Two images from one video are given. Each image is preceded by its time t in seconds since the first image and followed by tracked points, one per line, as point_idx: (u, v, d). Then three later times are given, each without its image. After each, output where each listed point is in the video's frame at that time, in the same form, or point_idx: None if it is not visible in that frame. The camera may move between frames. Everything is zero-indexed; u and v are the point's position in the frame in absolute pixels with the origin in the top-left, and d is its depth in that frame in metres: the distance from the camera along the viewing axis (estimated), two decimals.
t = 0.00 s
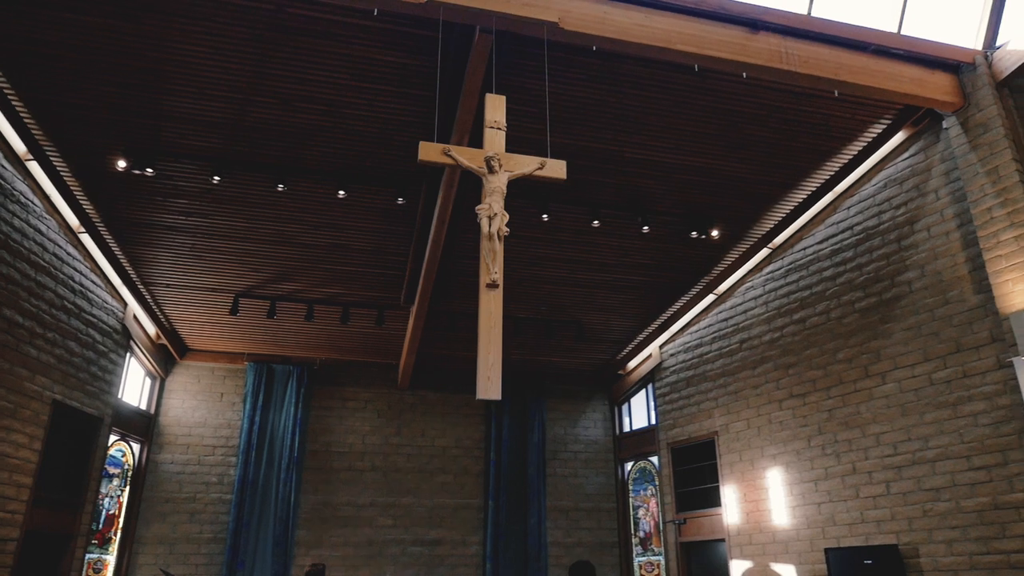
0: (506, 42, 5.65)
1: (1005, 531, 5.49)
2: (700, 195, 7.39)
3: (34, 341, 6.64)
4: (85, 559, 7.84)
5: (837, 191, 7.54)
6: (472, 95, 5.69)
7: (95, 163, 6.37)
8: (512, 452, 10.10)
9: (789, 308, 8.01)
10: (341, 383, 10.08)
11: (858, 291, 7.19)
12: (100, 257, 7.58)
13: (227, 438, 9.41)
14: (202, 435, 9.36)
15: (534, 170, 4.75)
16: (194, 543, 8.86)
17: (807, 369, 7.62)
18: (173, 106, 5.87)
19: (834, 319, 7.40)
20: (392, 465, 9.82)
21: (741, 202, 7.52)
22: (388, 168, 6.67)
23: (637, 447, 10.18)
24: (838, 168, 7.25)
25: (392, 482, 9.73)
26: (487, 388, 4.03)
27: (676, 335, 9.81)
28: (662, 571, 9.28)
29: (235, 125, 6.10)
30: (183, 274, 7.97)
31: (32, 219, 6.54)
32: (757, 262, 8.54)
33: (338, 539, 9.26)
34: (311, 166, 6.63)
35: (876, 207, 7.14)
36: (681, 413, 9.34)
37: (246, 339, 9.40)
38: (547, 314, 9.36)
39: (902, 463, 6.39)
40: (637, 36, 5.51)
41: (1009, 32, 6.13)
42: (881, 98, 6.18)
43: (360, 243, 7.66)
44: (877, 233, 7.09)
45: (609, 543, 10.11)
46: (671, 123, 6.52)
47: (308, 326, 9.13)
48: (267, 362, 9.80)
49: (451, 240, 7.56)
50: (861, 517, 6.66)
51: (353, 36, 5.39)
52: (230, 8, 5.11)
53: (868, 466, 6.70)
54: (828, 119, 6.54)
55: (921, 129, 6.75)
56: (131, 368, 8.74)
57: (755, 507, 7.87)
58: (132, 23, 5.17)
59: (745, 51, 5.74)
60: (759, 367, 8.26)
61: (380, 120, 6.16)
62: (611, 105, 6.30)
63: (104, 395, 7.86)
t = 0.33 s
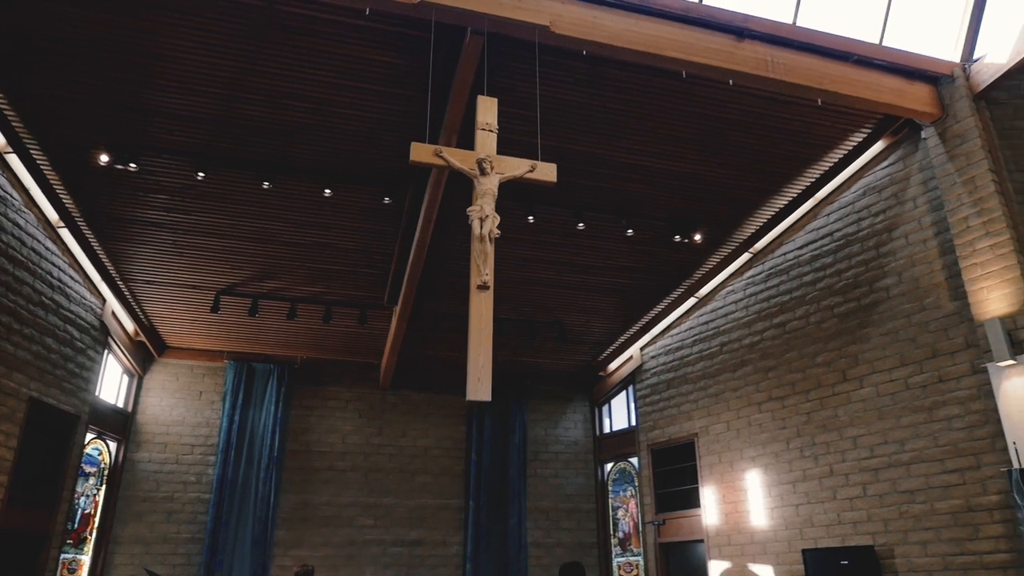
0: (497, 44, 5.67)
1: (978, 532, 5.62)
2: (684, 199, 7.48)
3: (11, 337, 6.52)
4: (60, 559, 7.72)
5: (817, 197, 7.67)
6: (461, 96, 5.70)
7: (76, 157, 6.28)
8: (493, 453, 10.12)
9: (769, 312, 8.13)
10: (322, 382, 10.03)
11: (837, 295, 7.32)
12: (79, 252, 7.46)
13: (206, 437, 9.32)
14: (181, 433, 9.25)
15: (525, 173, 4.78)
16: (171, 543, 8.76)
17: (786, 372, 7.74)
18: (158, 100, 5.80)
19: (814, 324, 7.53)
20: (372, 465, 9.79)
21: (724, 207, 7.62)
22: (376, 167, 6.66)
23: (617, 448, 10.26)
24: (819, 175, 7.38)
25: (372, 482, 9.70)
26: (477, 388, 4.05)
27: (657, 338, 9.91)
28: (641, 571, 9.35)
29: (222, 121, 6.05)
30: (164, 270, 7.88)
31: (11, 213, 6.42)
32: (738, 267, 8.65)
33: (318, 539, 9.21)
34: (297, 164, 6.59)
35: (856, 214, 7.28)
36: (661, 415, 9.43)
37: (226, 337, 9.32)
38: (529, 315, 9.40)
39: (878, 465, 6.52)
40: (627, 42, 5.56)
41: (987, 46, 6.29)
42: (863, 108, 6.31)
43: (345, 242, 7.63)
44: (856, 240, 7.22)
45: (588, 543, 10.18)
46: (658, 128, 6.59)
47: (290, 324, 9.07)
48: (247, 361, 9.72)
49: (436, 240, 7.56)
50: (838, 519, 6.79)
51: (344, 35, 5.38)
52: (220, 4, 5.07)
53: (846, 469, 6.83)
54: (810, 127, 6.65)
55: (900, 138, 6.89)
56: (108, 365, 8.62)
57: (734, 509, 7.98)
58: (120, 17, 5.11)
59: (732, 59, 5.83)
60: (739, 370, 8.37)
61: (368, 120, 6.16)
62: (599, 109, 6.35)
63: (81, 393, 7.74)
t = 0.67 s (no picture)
0: (487, 48, 5.68)
1: (952, 535, 5.74)
2: (668, 205, 7.55)
3: None
4: (34, 560, 7.59)
5: (799, 205, 7.79)
6: (451, 98, 5.70)
7: (58, 153, 6.17)
8: (474, 454, 10.13)
9: (749, 316, 8.24)
10: (302, 382, 9.96)
11: (817, 301, 7.44)
12: (58, 248, 7.34)
13: (184, 436, 9.21)
14: (159, 433, 9.14)
15: (515, 176, 4.80)
16: (148, 544, 8.65)
17: (766, 377, 7.85)
18: (143, 96, 5.73)
19: (794, 329, 7.65)
20: (353, 466, 9.74)
21: (708, 213, 7.71)
22: (362, 167, 6.64)
23: (598, 450, 10.31)
24: (801, 183, 7.49)
25: (353, 482, 9.65)
26: (467, 391, 4.06)
27: (638, 341, 9.99)
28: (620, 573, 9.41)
29: (208, 119, 5.99)
30: (144, 268, 7.78)
31: None
32: (719, 271, 8.76)
33: (297, 540, 9.15)
34: (283, 163, 6.55)
35: (836, 222, 7.40)
36: (642, 417, 9.50)
37: (206, 336, 9.22)
38: (512, 316, 9.43)
39: (856, 469, 6.64)
40: (616, 47, 5.61)
41: (965, 59, 6.44)
42: (845, 118, 6.42)
43: (329, 242, 7.60)
44: (836, 246, 7.34)
45: (567, 544, 10.23)
46: (644, 134, 6.65)
47: (271, 324, 9.00)
48: (227, 360, 9.62)
49: (422, 242, 7.56)
50: (816, 521, 6.90)
51: (335, 35, 5.36)
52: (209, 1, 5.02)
53: (824, 472, 6.94)
54: (794, 136, 6.76)
55: (880, 148, 7.02)
56: (85, 363, 8.48)
57: (714, 511, 8.07)
58: (107, 12, 5.04)
59: (718, 67, 5.90)
60: (720, 374, 8.47)
61: (356, 120, 6.14)
62: (586, 114, 6.40)
63: (58, 391, 7.61)
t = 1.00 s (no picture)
0: (478, 50, 5.69)
1: (929, 536, 5.87)
2: (653, 209, 7.62)
3: None
4: (9, 561, 7.44)
5: (781, 211, 7.90)
6: (441, 99, 5.70)
7: (39, 147, 6.07)
8: (455, 455, 10.13)
9: (731, 321, 8.34)
10: (283, 382, 9.88)
11: (798, 307, 7.56)
12: (36, 244, 7.21)
13: (163, 435, 9.10)
14: (137, 432, 9.02)
15: (506, 179, 4.82)
16: (124, 544, 8.54)
17: (746, 380, 7.95)
18: (130, 91, 5.66)
19: (775, 333, 7.76)
20: (334, 466, 9.68)
21: (692, 217, 7.79)
22: (350, 167, 6.62)
23: (579, 452, 10.37)
24: (783, 190, 7.60)
25: (334, 483, 9.60)
26: (458, 393, 4.06)
27: (620, 343, 10.06)
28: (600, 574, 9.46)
29: (194, 115, 5.94)
30: (125, 265, 7.68)
31: None
32: (702, 276, 8.85)
33: (277, 541, 9.08)
34: (271, 161, 6.50)
35: (817, 228, 7.52)
36: (623, 419, 9.57)
37: (186, 334, 9.12)
38: (496, 318, 9.44)
39: (835, 472, 6.75)
40: (606, 52, 5.66)
41: (944, 71, 6.59)
42: (828, 126, 6.53)
43: (314, 241, 7.55)
44: (817, 253, 7.46)
45: (547, 546, 10.28)
46: (632, 139, 6.71)
47: (253, 322, 8.92)
48: (207, 359, 9.52)
49: (408, 242, 7.54)
50: (795, 523, 7.00)
51: (326, 34, 5.34)
52: None
53: (803, 474, 7.05)
54: (778, 143, 6.86)
55: (861, 156, 7.15)
56: (62, 361, 8.34)
57: (694, 513, 8.16)
58: (93, 6, 4.97)
59: (706, 73, 5.97)
60: (701, 377, 8.56)
61: (345, 119, 6.11)
62: (575, 118, 6.44)
63: (34, 389, 7.49)
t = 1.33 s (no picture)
0: (470, 51, 5.69)
1: (909, 538, 5.99)
2: (640, 213, 7.68)
3: None
4: None
5: (765, 216, 8.00)
6: (432, 100, 5.71)
7: (23, 142, 5.97)
8: (439, 455, 10.12)
9: (715, 324, 8.43)
10: (267, 381, 9.81)
11: (781, 311, 7.66)
12: (17, 240, 7.09)
13: (144, 435, 9.00)
14: (117, 431, 8.91)
15: (500, 181, 4.83)
16: (104, 545, 8.43)
17: (730, 383, 8.04)
18: (120, 87, 5.60)
19: (759, 337, 7.85)
20: (317, 467, 9.63)
21: (679, 221, 7.86)
22: (339, 166, 6.60)
23: (562, 452, 10.40)
24: (768, 195, 7.70)
25: (317, 483, 9.55)
26: (452, 393, 4.07)
27: (605, 345, 10.11)
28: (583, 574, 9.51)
29: (183, 112, 5.88)
30: (108, 262, 7.58)
31: None
32: (686, 279, 8.94)
33: (259, 542, 9.02)
34: (260, 159, 6.47)
35: (801, 234, 7.63)
36: (607, 421, 9.63)
37: (169, 332, 9.02)
38: (481, 318, 9.45)
39: (817, 474, 6.85)
40: (598, 56, 5.70)
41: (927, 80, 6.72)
42: (813, 133, 6.63)
43: (302, 240, 7.51)
44: (801, 257, 7.57)
45: (530, 546, 10.30)
46: (621, 143, 6.76)
47: (237, 321, 8.84)
48: (190, 357, 9.42)
49: (396, 242, 7.53)
50: (777, 525, 7.10)
51: (319, 33, 5.31)
52: None
53: (786, 476, 7.14)
54: (764, 149, 6.95)
55: (844, 163, 7.27)
56: (42, 359, 8.21)
57: (677, 514, 8.23)
58: None
59: (695, 79, 6.04)
60: (685, 379, 8.64)
61: (336, 119, 6.10)
62: (565, 121, 6.47)
63: (13, 387, 7.36)
